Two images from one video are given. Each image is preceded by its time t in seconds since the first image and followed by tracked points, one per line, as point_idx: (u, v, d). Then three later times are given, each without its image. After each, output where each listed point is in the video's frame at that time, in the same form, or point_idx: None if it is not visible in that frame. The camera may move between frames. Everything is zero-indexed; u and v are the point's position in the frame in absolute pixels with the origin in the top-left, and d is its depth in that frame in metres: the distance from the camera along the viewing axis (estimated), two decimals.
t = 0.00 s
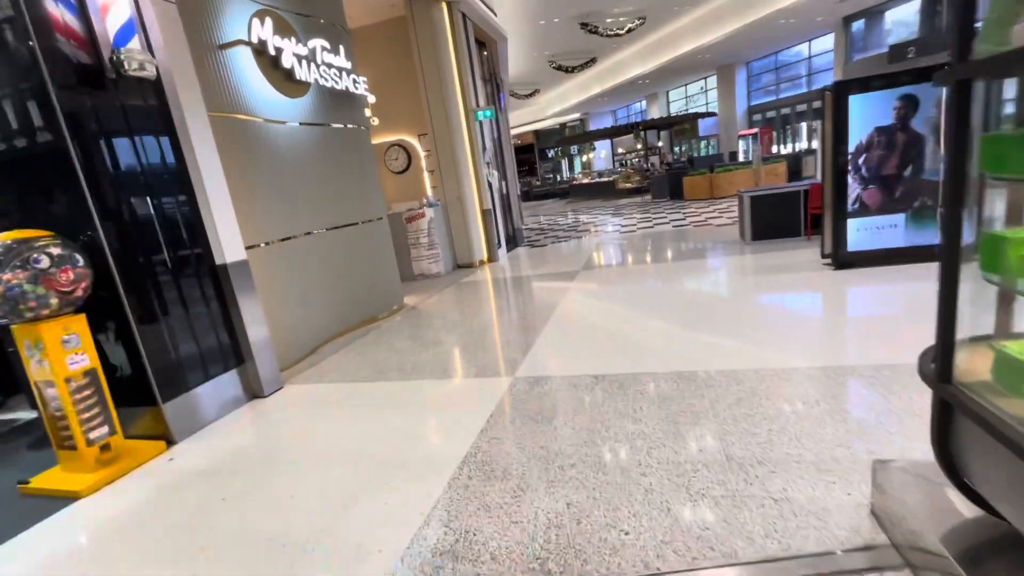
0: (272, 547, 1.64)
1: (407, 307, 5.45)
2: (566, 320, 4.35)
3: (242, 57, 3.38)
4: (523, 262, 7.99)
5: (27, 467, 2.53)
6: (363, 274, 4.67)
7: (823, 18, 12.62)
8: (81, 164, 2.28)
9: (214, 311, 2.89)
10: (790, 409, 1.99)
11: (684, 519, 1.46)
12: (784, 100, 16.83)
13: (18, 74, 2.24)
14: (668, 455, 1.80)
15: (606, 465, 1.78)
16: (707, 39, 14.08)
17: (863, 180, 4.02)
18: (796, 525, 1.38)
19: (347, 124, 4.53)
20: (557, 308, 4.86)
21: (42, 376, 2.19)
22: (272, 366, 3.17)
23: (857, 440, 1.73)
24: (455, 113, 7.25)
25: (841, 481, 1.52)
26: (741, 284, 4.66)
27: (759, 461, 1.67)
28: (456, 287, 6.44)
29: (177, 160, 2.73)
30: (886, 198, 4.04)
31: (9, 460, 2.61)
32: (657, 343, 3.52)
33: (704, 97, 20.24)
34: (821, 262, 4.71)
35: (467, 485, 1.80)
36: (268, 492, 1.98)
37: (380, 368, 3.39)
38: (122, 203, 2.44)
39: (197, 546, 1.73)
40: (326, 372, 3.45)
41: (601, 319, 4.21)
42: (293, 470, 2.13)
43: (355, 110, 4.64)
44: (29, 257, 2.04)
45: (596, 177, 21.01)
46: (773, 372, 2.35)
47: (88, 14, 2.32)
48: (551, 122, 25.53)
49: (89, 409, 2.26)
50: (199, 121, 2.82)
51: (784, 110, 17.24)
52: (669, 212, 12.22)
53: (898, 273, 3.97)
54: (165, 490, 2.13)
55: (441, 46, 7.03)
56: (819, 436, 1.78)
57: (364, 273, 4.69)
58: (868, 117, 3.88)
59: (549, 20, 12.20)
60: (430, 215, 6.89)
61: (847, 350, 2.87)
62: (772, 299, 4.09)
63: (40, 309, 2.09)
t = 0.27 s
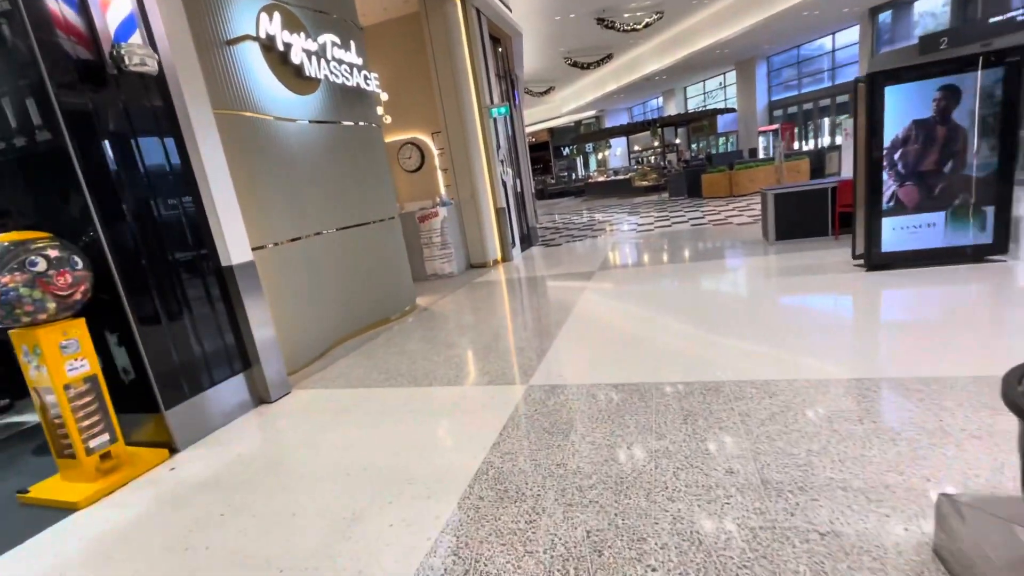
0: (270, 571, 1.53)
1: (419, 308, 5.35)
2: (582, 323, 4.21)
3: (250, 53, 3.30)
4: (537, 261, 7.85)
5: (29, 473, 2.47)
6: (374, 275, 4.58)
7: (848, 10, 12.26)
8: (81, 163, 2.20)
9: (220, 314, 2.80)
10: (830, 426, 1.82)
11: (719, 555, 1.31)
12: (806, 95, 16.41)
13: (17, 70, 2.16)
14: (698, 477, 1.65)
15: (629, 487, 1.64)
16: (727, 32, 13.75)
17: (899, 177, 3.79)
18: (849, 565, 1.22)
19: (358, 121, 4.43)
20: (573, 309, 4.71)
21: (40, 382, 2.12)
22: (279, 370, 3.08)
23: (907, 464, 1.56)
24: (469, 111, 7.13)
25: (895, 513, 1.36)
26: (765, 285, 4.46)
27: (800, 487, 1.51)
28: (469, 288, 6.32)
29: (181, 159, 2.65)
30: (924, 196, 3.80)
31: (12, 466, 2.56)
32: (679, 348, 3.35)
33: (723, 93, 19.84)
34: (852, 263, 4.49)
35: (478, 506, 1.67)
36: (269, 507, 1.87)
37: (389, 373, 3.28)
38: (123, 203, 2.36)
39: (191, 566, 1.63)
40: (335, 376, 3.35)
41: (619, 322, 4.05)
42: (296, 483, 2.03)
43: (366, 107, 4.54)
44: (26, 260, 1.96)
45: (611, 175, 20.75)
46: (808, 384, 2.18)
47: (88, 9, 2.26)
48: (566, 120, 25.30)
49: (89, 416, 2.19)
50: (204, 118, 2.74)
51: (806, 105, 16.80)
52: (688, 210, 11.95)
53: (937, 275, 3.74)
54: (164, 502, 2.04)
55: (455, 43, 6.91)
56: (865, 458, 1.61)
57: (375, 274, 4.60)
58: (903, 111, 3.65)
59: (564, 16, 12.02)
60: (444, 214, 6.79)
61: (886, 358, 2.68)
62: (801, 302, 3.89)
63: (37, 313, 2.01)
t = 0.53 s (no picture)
0: None
1: (432, 308, 5.22)
2: (601, 325, 4.04)
3: (258, 44, 3.20)
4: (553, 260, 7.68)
5: (30, 481, 2.39)
6: (386, 275, 4.46)
7: None
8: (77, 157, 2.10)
9: (226, 315, 2.70)
10: (885, 444, 1.64)
11: None
12: (828, 88, 15.96)
13: (11, 61, 2.06)
14: (739, 501, 1.48)
15: (662, 512, 1.48)
16: (747, 24, 13.40)
17: (943, 169, 3.56)
18: None
19: (370, 116, 4.30)
20: (591, 310, 4.54)
21: (36, 388, 2.02)
22: (288, 374, 2.97)
23: (983, 491, 1.37)
24: (483, 106, 6.98)
25: (975, 554, 1.18)
26: (794, 285, 4.25)
27: (859, 518, 1.34)
28: (483, 287, 6.18)
29: (185, 155, 2.55)
30: (970, 189, 3.55)
31: (14, 473, 2.49)
32: (706, 352, 3.17)
33: (742, 87, 19.42)
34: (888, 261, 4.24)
35: (495, 531, 1.52)
36: (271, 526, 1.75)
37: (401, 377, 3.16)
38: (123, 200, 2.25)
39: None
40: (345, 379, 3.23)
41: (640, 323, 3.87)
42: (300, 498, 1.90)
43: (378, 101, 4.42)
44: (17, 259, 1.86)
45: (626, 171, 20.46)
46: (856, 394, 1.99)
47: None
48: (580, 116, 25.10)
49: (88, 423, 2.09)
50: (208, 112, 2.63)
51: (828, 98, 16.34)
52: (706, 207, 11.66)
53: (983, 274, 3.49)
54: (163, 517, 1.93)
55: (469, 36, 6.76)
56: (932, 485, 1.42)
57: (388, 273, 4.48)
58: (949, 98, 3.43)
59: (580, 9, 11.81)
60: (457, 212, 6.66)
61: (937, 365, 2.47)
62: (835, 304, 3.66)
63: (30, 315, 1.91)
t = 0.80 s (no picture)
0: None
1: (443, 311, 5.09)
2: (618, 329, 3.88)
3: (264, 40, 3.10)
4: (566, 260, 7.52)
5: (28, 494, 2.31)
6: (396, 277, 4.35)
7: None
8: (72, 159, 2.00)
9: (230, 322, 2.59)
10: (947, 472, 1.47)
11: None
12: (847, 83, 15.58)
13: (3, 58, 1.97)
14: (785, 536, 1.33)
15: (699, 549, 1.33)
16: (763, 19, 13.11)
17: (985, 165, 3.34)
18: None
19: (379, 114, 4.18)
20: (607, 313, 4.39)
21: (30, 401, 1.93)
22: (294, 382, 2.87)
23: None
24: (495, 103, 6.84)
25: None
26: (822, 287, 4.05)
27: (926, 562, 1.18)
28: (495, 289, 6.05)
29: (186, 156, 2.45)
30: (1015, 187, 3.33)
31: (13, 485, 2.41)
32: (732, 360, 3.00)
33: (757, 83, 19.06)
34: (922, 263, 4.03)
35: (513, 567, 1.38)
36: (270, 553, 1.63)
37: (410, 385, 3.03)
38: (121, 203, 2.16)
39: None
40: (354, 386, 3.12)
41: (660, 328, 3.71)
42: (304, 521, 1.78)
43: (388, 99, 4.30)
44: (7, 267, 1.76)
45: (638, 169, 20.20)
46: (907, 412, 1.82)
47: None
48: (591, 114, 24.87)
49: (84, 438, 1.99)
50: (211, 111, 2.52)
51: (847, 94, 15.96)
52: (722, 206, 11.41)
53: None
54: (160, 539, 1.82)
55: (480, 32, 6.63)
56: (1008, 523, 1.26)
57: (397, 276, 4.37)
58: (993, 89, 3.21)
59: (592, 5, 11.63)
60: (468, 212, 6.53)
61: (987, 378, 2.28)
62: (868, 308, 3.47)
63: (22, 326, 1.81)
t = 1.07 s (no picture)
0: None
1: (446, 313, 4.97)
2: (629, 333, 3.72)
3: (258, 35, 2.98)
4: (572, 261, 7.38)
5: (11, 508, 2.22)
6: (397, 280, 4.23)
7: None
8: (52, 157, 1.90)
9: (222, 328, 2.49)
10: (995, 498, 1.34)
11: None
12: (858, 80, 15.33)
13: None
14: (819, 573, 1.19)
15: None
16: (772, 15, 12.91)
17: (1014, 162, 3.16)
18: None
19: (377, 111, 4.06)
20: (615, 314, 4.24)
21: (7, 413, 1.83)
22: (290, 389, 2.76)
23: None
24: (499, 101, 6.71)
25: None
26: (839, 289, 3.89)
27: None
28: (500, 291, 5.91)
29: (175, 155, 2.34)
30: None
31: None
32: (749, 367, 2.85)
33: (765, 81, 18.83)
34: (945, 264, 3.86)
35: None
36: None
37: (410, 392, 2.91)
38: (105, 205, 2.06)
39: None
40: (352, 394, 3.00)
41: (671, 331, 3.55)
42: (293, 544, 1.67)
43: (388, 95, 4.18)
44: None
45: (645, 168, 20.00)
46: (945, 428, 1.68)
47: None
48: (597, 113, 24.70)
49: (65, 451, 1.89)
50: (201, 107, 2.42)
51: (858, 90, 15.71)
52: (730, 205, 11.23)
53: None
54: (141, 561, 1.72)
55: (484, 29, 6.51)
56: None
57: (399, 278, 4.25)
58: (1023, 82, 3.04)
59: (598, 2, 11.48)
60: (472, 212, 6.41)
61: None
62: (895, 308, 3.27)
63: None
